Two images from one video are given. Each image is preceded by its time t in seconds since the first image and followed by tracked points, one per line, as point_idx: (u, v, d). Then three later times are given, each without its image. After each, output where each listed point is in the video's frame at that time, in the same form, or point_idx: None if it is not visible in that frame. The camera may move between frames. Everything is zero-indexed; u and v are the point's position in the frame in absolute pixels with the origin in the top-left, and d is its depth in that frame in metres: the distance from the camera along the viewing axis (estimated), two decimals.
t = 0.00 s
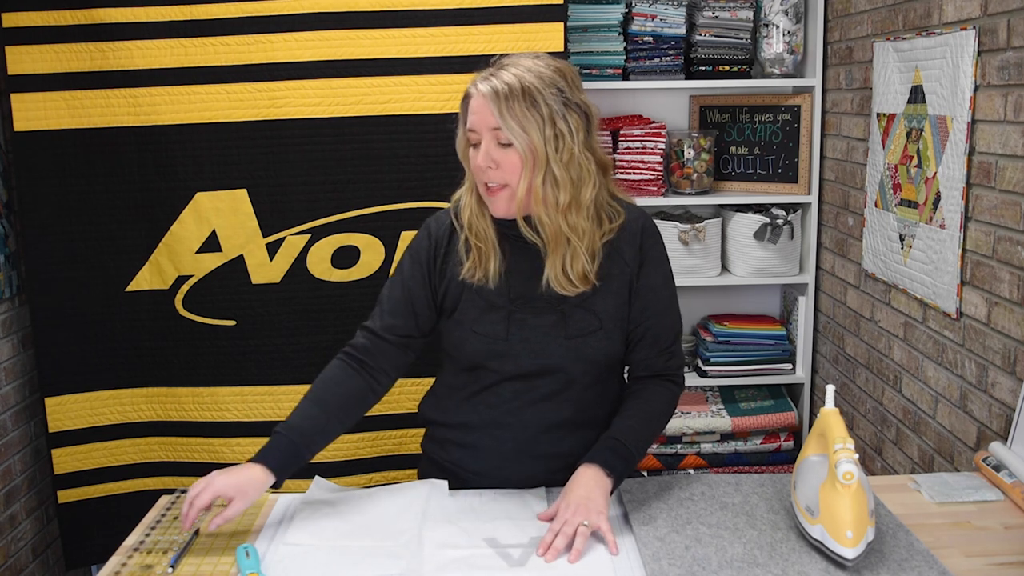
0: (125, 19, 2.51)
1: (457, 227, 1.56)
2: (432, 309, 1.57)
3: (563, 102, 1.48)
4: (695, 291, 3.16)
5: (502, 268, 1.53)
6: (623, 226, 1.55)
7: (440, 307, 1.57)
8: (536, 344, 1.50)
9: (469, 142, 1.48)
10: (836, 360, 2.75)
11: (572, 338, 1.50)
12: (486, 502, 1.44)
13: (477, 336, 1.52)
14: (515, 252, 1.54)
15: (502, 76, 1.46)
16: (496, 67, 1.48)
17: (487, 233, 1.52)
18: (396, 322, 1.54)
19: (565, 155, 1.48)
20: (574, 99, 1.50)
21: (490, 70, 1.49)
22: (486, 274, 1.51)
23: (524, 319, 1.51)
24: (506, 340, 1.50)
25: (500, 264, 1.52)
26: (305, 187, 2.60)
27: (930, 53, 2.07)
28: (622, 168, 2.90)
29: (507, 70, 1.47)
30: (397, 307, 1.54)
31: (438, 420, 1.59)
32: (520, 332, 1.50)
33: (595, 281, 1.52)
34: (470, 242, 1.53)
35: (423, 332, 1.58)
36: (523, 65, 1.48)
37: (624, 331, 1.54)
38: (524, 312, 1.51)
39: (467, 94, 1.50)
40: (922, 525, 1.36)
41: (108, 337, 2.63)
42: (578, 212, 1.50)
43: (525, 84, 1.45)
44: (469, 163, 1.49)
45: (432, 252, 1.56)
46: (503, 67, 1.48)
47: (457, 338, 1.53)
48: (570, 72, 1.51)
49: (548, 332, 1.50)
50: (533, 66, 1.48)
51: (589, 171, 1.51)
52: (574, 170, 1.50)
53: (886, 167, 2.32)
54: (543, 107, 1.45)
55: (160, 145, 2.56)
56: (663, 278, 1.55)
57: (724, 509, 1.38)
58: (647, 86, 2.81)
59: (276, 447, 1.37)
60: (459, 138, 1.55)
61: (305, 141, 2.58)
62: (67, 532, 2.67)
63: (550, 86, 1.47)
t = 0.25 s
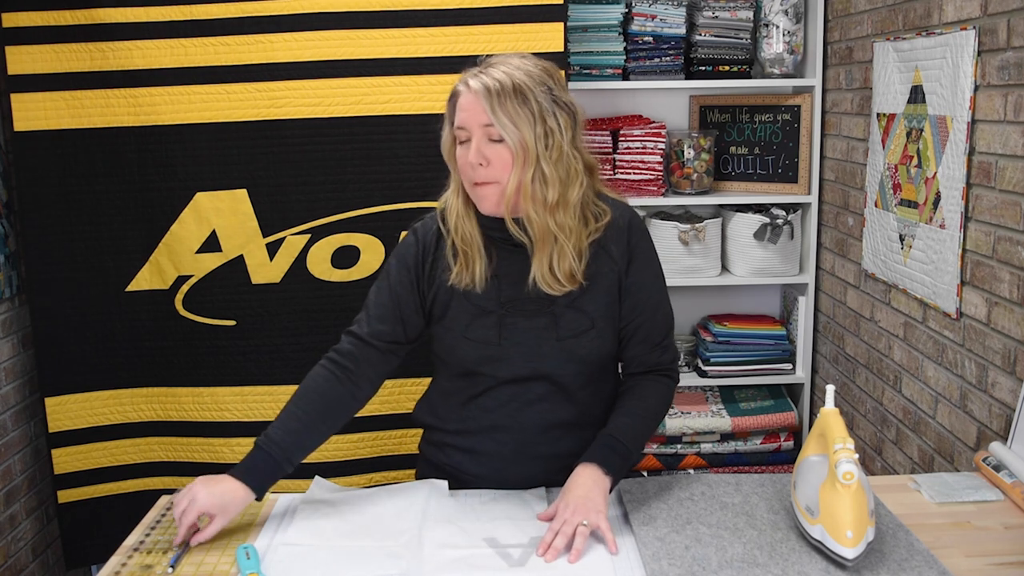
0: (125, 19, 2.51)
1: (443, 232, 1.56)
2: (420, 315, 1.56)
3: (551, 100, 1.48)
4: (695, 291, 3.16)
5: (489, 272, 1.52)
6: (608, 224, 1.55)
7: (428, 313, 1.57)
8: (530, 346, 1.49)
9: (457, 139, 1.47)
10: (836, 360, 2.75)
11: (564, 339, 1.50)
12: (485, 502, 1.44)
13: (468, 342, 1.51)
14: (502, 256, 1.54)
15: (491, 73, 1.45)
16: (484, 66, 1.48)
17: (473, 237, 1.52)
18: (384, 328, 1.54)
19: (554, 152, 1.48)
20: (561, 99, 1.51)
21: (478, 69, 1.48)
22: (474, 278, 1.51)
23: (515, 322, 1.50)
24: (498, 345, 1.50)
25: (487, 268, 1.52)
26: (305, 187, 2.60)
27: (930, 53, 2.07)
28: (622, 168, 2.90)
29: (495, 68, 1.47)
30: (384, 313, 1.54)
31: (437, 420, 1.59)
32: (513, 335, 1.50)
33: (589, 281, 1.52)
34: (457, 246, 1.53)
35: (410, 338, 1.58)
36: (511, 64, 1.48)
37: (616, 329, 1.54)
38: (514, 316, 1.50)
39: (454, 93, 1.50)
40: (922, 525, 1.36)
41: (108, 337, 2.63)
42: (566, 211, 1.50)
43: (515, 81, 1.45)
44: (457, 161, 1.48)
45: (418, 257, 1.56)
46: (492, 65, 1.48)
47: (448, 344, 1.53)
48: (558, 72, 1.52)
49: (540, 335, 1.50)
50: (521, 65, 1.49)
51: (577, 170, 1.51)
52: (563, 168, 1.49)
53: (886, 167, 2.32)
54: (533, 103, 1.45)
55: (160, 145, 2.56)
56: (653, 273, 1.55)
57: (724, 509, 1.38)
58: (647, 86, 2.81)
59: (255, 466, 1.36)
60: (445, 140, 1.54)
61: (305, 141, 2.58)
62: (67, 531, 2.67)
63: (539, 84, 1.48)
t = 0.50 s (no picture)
0: (125, 19, 2.51)
1: (439, 233, 1.56)
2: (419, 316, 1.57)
3: (557, 97, 1.49)
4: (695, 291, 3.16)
5: (486, 273, 1.53)
6: (605, 222, 1.55)
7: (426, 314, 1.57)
8: (528, 344, 1.50)
9: (465, 136, 1.45)
10: (836, 360, 2.74)
11: (562, 336, 1.50)
12: (485, 502, 1.44)
13: (466, 341, 1.52)
14: (499, 253, 1.54)
15: (502, 69, 1.44)
16: (489, 62, 1.47)
17: (471, 238, 1.51)
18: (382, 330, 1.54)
19: (560, 149, 1.49)
20: (564, 96, 1.52)
21: (482, 65, 1.47)
22: (470, 280, 1.52)
23: (513, 320, 1.51)
24: (496, 343, 1.50)
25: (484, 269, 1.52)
26: (305, 187, 2.60)
27: (930, 53, 2.07)
28: (622, 168, 2.90)
29: (503, 65, 1.46)
30: (383, 315, 1.54)
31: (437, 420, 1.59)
32: (511, 332, 1.50)
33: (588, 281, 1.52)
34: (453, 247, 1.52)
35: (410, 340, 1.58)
36: (516, 61, 1.48)
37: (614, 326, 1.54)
38: (512, 312, 1.51)
39: (459, 90, 1.48)
40: (922, 525, 1.36)
41: (108, 337, 2.63)
42: (570, 208, 1.50)
43: (527, 78, 1.44)
44: (464, 158, 1.46)
45: (414, 259, 1.56)
46: (500, 61, 1.47)
47: (447, 344, 1.53)
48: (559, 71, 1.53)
49: (538, 332, 1.50)
50: (526, 62, 1.49)
51: (579, 167, 1.53)
52: (569, 165, 1.50)
53: (886, 166, 2.32)
54: (543, 100, 1.45)
55: (160, 145, 2.56)
56: (650, 269, 1.54)
57: (724, 509, 1.38)
58: (647, 86, 2.81)
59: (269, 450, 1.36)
60: (445, 137, 1.52)
61: (305, 141, 2.58)
62: (67, 532, 2.67)
63: (545, 81, 1.48)
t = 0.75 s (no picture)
0: (125, 19, 2.51)
1: (446, 232, 1.56)
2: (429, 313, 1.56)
3: (565, 91, 1.52)
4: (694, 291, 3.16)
5: (493, 271, 1.52)
6: (612, 220, 1.56)
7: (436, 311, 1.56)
8: (531, 342, 1.49)
9: (479, 132, 1.48)
10: (836, 360, 2.75)
11: (565, 334, 1.50)
12: (485, 502, 1.44)
13: (470, 337, 1.51)
14: (504, 250, 1.54)
15: (513, 65, 1.47)
16: (497, 59, 1.50)
17: (477, 238, 1.52)
18: (393, 327, 1.54)
19: (572, 141, 1.52)
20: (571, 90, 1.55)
21: (491, 62, 1.50)
22: (474, 282, 1.51)
23: (516, 316, 1.50)
24: (499, 340, 1.50)
25: (489, 268, 1.52)
26: (305, 187, 2.60)
27: (930, 52, 2.07)
28: (622, 168, 2.90)
29: (512, 60, 1.49)
30: (395, 312, 1.54)
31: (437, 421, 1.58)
32: (513, 330, 1.50)
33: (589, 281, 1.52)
34: (461, 248, 1.53)
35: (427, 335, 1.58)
36: (523, 57, 1.51)
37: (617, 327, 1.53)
38: (515, 308, 1.51)
39: (469, 87, 1.50)
40: (922, 525, 1.35)
41: (108, 337, 2.63)
42: (581, 201, 1.53)
43: (539, 73, 1.48)
44: (479, 154, 1.48)
45: (422, 256, 1.56)
46: (508, 58, 1.50)
47: (450, 338, 1.52)
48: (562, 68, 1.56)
49: (541, 330, 1.50)
50: (533, 58, 1.52)
51: (589, 159, 1.56)
52: (580, 157, 1.53)
53: (886, 166, 2.32)
54: (555, 94, 1.48)
55: (160, 145, 2.56)
56: (654, 271, 1.55)
57: (724, 509, 1.38)
58: (647, 86, 2.81)
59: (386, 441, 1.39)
60: (455, 135, 1.54)
61: (305, 141, 2.58)
62: (67, 532, 2.67)
63: (553, 76, 1.51)
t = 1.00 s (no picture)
0: (125, 19, 2.51)
1: (457, 233, 1.54)
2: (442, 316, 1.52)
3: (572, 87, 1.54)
4: (694, 291, 3.16)
5: (502, 271, 1.51)
6: (620, 220, 1.56)
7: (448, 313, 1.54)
8: (539, 342, 1.48)
9: (489, 124, 1.48)
10: (836, 360, 2.75)
11: (574, 334, 1.49)
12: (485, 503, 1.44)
13: (478, 337, 1.49)
14: (514, 251, 1.53)
15: (522, 58, 1.49)
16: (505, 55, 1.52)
17: (488, 237, 1.51)
18: (408, 331, 1.50)
19: (581, 136, 1.53)
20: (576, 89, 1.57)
21: (499, 59, 1.51)
22: (484, 280, 1.50)
23: (526, 317, 1.49)
24: (508, 341, 1.48)
25: (500, 268, 1.51)
26: (305, 187, 2.60)
27: (930, 52, 2.07)
28: (622, 168, 2.90)
29: (520, 55, 1.50)
30: (408, 314, 1.51)
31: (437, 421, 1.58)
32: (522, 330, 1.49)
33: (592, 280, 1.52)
34: (471, 248, 1.51)
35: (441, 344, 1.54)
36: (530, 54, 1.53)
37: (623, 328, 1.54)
38: (524, 309, 1.50)
39: (477, 83, 1.51)
40: (922, 525, 1.36)
41: (108, 337, 2.63)
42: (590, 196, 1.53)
43: (547, 66, 1.50)
44: (489, 146, 1.48)
45: (433, 256, 1.53)
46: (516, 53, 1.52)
47: (459, 339, 1.51)
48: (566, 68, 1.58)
49: (550, 330, 1.49)
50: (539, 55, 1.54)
51: (596, 157, 1.57)
52: (588, 152, 1.54)
53: (886, 166, 2.32)
54: (564, 87, 1.50)
55: (160, 145, 2.56)
56: (661, 273, 1.56)
57: (724, 509, 1.38)
58: (647, 86, 2.81)
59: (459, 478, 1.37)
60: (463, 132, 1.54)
61: (305, 141, 2.58)
62: (67, 532, 2.67)
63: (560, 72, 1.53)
